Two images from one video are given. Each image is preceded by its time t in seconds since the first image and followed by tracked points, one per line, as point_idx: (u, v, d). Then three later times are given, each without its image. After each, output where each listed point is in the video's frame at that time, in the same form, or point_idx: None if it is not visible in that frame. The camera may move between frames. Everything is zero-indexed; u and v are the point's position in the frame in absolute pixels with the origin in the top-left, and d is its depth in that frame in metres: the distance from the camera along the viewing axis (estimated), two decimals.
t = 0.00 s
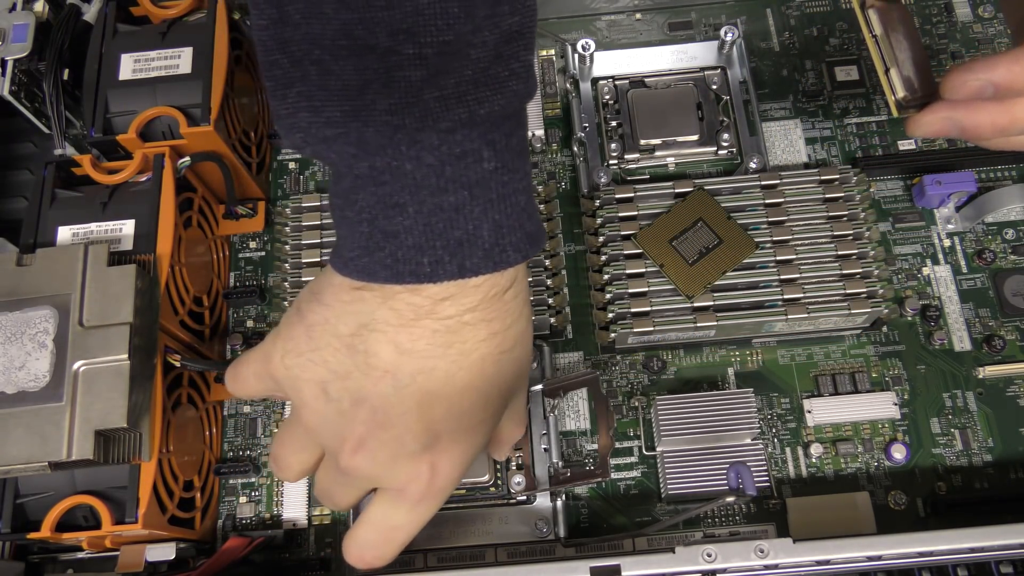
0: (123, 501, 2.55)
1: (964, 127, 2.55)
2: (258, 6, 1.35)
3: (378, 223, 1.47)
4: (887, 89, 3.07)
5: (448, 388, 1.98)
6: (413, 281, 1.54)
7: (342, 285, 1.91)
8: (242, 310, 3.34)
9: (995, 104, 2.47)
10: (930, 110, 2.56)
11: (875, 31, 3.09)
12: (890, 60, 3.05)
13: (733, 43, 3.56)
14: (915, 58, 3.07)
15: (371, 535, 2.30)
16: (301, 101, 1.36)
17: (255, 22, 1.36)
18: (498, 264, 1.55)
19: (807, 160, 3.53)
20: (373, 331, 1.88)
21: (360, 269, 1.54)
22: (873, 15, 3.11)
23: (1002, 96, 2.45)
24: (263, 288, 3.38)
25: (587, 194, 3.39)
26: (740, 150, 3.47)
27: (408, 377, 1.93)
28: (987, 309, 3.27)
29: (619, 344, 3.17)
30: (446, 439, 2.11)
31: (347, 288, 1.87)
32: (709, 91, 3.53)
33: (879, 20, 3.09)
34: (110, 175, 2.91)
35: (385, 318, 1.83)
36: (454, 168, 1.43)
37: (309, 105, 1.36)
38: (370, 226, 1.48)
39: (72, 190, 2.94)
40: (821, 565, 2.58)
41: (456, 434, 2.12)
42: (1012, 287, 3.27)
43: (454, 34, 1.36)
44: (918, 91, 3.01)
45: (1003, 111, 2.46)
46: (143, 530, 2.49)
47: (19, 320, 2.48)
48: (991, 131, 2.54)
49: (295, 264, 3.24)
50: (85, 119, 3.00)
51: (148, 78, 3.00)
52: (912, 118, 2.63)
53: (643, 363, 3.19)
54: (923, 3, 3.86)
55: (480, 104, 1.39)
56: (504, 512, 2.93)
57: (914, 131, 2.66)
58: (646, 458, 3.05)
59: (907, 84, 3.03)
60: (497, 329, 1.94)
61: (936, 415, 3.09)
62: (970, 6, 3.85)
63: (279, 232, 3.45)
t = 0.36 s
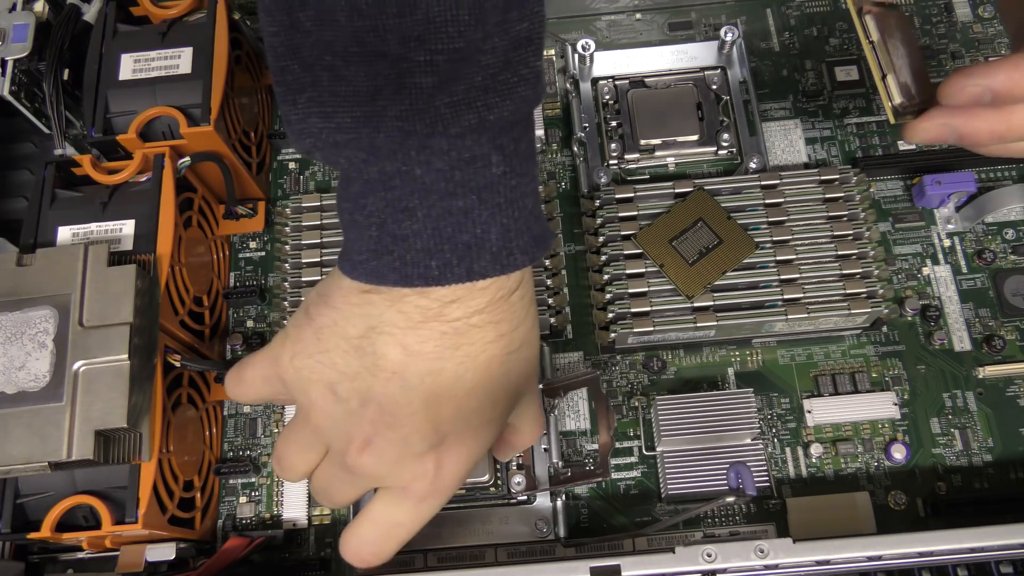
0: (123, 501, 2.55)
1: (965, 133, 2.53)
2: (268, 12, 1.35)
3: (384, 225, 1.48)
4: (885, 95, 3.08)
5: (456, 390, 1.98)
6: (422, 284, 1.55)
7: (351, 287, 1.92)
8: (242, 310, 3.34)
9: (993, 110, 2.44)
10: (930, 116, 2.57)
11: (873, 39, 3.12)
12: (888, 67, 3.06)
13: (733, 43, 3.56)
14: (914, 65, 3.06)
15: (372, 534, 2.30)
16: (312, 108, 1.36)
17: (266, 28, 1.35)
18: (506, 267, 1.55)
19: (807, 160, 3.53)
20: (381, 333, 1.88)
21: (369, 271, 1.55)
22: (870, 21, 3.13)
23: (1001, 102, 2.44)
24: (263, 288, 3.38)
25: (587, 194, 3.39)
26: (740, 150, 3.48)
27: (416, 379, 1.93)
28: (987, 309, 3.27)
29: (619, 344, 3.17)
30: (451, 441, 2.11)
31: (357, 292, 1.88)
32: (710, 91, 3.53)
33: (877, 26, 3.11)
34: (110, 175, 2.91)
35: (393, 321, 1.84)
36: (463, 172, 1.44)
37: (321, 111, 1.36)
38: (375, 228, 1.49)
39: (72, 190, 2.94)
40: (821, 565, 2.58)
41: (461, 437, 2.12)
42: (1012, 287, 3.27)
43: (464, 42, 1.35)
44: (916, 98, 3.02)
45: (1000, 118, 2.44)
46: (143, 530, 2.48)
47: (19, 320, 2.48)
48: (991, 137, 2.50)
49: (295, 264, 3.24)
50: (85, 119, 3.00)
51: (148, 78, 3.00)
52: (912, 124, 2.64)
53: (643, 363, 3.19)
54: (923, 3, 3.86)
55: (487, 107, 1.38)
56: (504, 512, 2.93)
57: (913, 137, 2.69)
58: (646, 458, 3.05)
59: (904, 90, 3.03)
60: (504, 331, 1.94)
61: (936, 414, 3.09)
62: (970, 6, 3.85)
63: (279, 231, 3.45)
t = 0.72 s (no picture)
0: (123, 501, 2.55)
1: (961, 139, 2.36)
2: (262, 17, 1.37)
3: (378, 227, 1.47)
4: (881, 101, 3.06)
5: (452, 389, 1.98)
6: (416, 286, 1.54)
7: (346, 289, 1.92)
8: (242, 310, 3.34)
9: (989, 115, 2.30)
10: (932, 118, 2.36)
11: (868, 44, 3.11)
12: (884, 71, 3.05)
13: (733, 43, 3.56)
14: (910, 70, 3.04)
15: (366, 533, 2.28)
16: (305, 115, 1.35)
17: (260, 32, 1.37)
18: (500, 269, 1.54)
19: (807, 160, 3.53)
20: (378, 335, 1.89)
21: (363, 274, 1.55)
22: (865, 27, 3.12)
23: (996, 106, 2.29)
24: (263, 288, 3.38)
25: (587, 194, 3.39)
26: (740, 150, 3.47)
27: (411, 379, 1.94)
28: (987, 310, 3.27)
29: (618, 344, 3.17)
30: (447, 440, 2.10)
31: (352, 293, 1.89)
32: (710, 91, 3.53)
33: (872, 32, 3.10)
34: (110, 175, 2.91)
35: (388, 322, 1.85)
36: (456, 176, 1.43)
37: (315, 114, 1.35)
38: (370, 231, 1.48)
39: (72, 190, 2.95)
40: (821, 565, 2.58)
41: (457, 436, 2.12)
42: (1012, 287, 3.27)
43: (457, 46, 1.36)
44: (911, 102, 2.99)
45: (996, 123, 2.29)
46: (143, 530, 2.48)
47: (19, 320, 2.48)
48: (987, 142, 2.35)
49: (295, 263, 3.23)
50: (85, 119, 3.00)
51: (148, 78, 3.00)
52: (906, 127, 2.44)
53: (643, 363, 3.19)
54: (923, 3, 3.86)
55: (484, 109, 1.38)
56: (504, 512, 2.93)
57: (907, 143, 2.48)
58: (646, 458, 3.04)
59: (900, 96, 3.01)
60: (498, 333, 1.95)
61: (936, 414, 3.09)
62: (970, 5, 3.85)
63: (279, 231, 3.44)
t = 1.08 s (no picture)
0: (123, 501, 2.55)
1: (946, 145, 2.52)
2: None
3: (326, 172, 1.26)
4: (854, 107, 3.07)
5: (455, 291, 1.49)
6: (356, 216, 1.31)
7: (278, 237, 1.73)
8: (242, 310, 3.34)
9: (972, 126, 2.44)
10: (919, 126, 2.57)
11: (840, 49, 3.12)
12: (856, 78, 3.07)
13: (733, 43, 3.57)
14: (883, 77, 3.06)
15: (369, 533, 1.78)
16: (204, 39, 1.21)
17: None
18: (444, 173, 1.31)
19: (807, 160, 3.53)
20: (349, 272, 1.42)
21: (297, 214, 1.32)
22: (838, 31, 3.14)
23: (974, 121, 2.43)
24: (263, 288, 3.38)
25: (587, 194, 3.39)
26: (740, 150, 3.47)
27: (378, 330, 1.50)
28: (987, 310, 3.27)
29: (619, 344, 3.17)
30: (443, 408, 1.66)
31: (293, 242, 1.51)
32: (709, 91, 3.53)
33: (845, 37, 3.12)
34: (110, 175, 2.91)
35: (334, 264, 1.41)
36: (366, 66, 1.21)
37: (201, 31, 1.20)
38: (317, 179, 1.27)
39: (72, 190, 2.94)
40: (821, 565, 2.58)
41: (458, 401, 1.67)
42: (1012, 287, 3.27)
43: None
44: (886, 110, 3.00)
45: (978, 132, 2.44)
46: (143, 530, 2.48)
47: (19, 320, 2.49)
48: (974, 150, 2.50)
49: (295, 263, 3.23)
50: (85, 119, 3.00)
51: (148, 78, 3.00)
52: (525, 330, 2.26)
53: (643, 363, 3.19)
54: (923, 3, 3.86)
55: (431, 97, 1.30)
56: (504, 512, 2.93)
57: (887, 151, 2.75)
58: (646, 458, 3.04)
59: (874, 102, 3.03)
60: (468, 250, 1.49)
61: (936, 414, 3.09)
62: (970, 6, 3.85)
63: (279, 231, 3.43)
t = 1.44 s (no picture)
0: (123, 501, 2.55)
1: (647, 338, 2.24)
2: None
3: None
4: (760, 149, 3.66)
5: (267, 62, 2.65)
6: None
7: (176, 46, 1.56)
8: (242, 310, 3.34)
9: (638, 276, 2.22)
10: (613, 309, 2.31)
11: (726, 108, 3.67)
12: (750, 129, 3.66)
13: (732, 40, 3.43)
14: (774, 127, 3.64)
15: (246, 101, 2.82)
16: None
17: None
18: None
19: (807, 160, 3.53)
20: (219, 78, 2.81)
21: None
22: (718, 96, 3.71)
23: (631, 278, 2.25)
24: (263, 288, 3.37)
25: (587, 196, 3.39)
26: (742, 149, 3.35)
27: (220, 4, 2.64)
28: (987, 310, 3.27)
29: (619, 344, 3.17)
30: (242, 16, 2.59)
31: None
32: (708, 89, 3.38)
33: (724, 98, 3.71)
34: (110, 175, 2.90)
35: None
36: None
37: None
38: None
39: (72, 190, 2.94)
40: (821, 565, 2.58)
41: None
42: (1012, 287, 3.27)
43: None
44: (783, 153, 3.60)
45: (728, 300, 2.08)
46: (144, 530, 2.49)
47: (19, 320, 2.49)
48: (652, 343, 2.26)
49: (295, 263, 3.24)
50: (85, 119, 3.00)
51: (148, 79, 3.00)
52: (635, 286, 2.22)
53: (643, 363, 3.18)
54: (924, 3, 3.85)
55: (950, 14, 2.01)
56: (504, 511, 2.93)
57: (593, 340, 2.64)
58: (646, 458, 3.04)
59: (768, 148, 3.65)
60: None
61: (936, 415, 3.09)
62: (970, 6, 3.85)
63: (279, 232, 3.43)
